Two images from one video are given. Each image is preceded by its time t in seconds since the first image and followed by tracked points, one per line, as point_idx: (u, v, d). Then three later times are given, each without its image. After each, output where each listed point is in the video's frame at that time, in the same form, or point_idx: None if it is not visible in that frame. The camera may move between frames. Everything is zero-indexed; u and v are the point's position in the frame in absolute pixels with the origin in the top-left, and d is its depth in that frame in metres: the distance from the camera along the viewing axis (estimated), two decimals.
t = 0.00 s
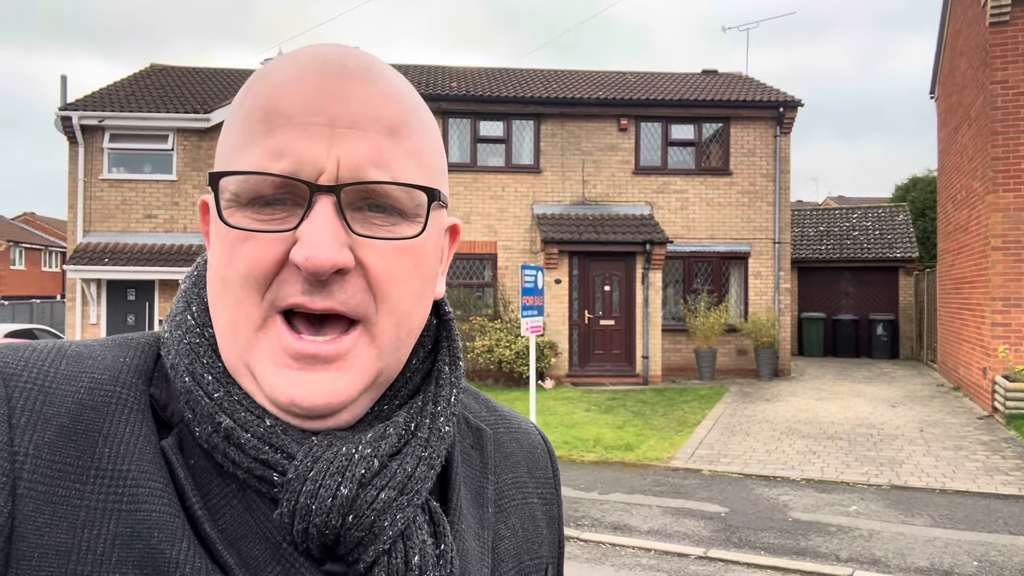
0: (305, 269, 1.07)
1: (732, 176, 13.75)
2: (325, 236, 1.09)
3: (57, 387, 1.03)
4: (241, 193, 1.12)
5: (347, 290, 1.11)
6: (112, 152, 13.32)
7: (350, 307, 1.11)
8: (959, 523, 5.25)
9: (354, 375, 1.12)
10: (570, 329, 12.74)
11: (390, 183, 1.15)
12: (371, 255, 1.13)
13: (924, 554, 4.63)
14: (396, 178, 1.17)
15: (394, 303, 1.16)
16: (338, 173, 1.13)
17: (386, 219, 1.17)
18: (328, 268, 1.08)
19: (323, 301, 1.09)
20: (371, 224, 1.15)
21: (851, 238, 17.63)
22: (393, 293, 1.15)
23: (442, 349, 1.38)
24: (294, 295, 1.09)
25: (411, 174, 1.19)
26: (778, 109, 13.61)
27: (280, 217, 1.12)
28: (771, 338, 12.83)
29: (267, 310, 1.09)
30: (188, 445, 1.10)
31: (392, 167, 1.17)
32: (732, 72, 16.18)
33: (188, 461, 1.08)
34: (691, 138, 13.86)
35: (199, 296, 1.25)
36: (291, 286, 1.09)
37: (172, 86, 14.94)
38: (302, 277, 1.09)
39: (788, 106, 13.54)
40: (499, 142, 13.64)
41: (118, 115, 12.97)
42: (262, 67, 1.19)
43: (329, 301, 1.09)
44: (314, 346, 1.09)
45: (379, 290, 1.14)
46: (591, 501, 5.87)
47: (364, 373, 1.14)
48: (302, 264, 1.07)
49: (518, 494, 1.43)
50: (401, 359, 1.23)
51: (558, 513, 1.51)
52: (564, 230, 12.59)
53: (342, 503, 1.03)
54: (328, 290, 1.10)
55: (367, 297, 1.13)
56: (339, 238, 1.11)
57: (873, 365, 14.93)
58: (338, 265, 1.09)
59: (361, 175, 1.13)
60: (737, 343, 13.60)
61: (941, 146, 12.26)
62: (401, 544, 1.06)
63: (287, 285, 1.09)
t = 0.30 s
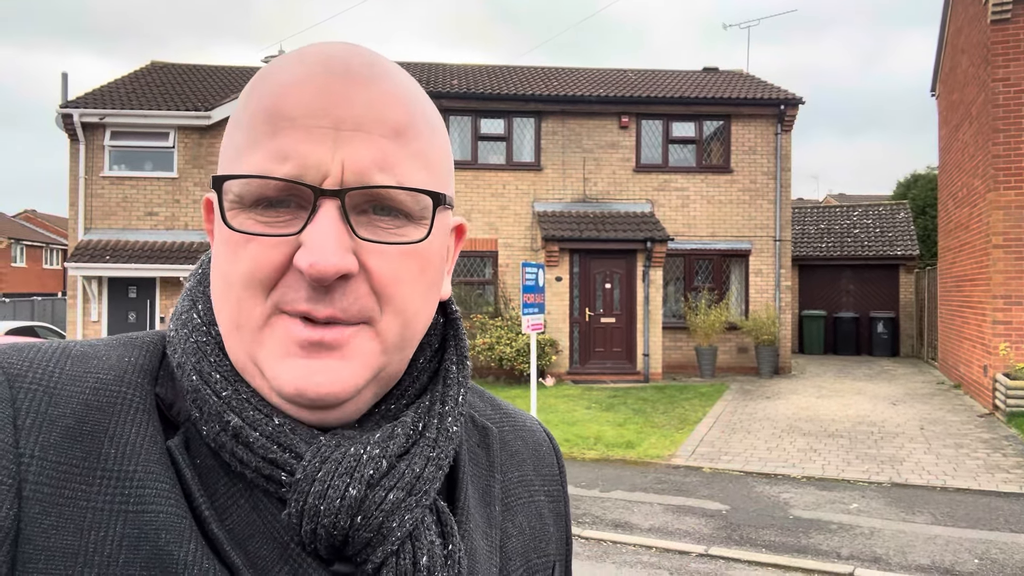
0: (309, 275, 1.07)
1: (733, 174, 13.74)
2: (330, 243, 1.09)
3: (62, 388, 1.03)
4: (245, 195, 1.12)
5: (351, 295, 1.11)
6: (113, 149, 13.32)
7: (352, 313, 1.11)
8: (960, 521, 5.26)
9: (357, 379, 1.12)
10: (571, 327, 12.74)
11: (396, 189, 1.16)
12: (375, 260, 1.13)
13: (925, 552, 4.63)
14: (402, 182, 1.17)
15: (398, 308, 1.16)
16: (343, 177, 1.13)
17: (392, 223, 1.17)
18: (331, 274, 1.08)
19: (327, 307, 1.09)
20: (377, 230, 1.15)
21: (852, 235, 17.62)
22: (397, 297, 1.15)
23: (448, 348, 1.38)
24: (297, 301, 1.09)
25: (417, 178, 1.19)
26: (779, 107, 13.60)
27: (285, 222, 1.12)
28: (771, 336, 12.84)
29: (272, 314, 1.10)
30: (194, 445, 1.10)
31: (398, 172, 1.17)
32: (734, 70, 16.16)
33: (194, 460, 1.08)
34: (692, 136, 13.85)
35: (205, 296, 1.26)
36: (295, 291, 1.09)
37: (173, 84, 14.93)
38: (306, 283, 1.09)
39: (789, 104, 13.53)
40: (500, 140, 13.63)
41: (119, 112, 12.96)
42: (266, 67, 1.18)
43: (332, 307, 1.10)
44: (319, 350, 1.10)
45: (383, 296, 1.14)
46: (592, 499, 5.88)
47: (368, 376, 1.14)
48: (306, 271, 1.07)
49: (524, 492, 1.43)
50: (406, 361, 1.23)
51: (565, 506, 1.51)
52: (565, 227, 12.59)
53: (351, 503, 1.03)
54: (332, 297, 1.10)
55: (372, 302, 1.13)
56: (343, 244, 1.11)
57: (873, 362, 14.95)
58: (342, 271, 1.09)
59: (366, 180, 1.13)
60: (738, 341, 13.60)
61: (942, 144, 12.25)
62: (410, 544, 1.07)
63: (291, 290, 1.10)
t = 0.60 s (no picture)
0: (339, 297, 1.06)
1: (734, 171, 13.71)
2: (361, 264, 1.08)
3: (73, 384, 1.02)
4: (277, 208, 1.10)
5: (379, 316, 1.10)
6: (112, 146, 13.28)
7: (380, 330, 1.10)
8: (960, 517, 5.25)
9: (379, 390, 1.11)
10: (570, 323, 12.73)
11: (429, 214, 1.14)
12: (405, 281, 1.12)
13: (925, 549, 4.62)
14: (435, 208, 1.15)
15: (424, 326, 1.15)
16: (378, 199, 1.11)
17: (421, 244, 1.16)
18: (363, 297, 1.07)
19: (354, 323, 1.08)
20: (407, 251, 1.14)
21: (853, 232, 17.60)
22: (424, 316, 1.14)
23: (460, 350, 1.36)
24: (324, 316, 1.07)
25: (450, 201, 1.18)
26: (780, 104, 13.57)
27: (316, 237, 1.10)
28: (771, 332, 12.81)
29: (297, 325, 1.08)
30: (204, 443, 1.09)
31: (433, 196, 1.15)
32: (734, 66, 16.12)
33: (205, 459, 1.07)
34: (693, 132, 13.82)
35: (219, 295, 1.24)
36: (321, 305, 1.08)
37: (172, 80, 14.89)
38: (334, 300, 1.07)
39: (790, 100, 13.50)
40: (500, 136, 13.60)
41: (118, 109, 12.92)
42: (299, 73, 1.16)
43: (360, 324, 1.08)
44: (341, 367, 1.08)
45: (410, 314, 1.13)
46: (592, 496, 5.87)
47: (387, 388, 1.13)
48: (337, 292, 1.06)
49: (528, 476, 1.40)
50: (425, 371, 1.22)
51: (580, 503, 1.46)
52: (565, 224, 12.56)
53: (369, 497, 1.02)
54: (361, 315, 1.08)
55: (399, 321, 1.12)
56: (374, 266, 1.10)
57: (873, 359, 14.93)
58: (373, 294, 1.08)
59: (402, 205, 1.12)
60: (738, 337, 13.59)
61: (943, 140, 12.22)
62: (426, 538, 1.06)
63: (316, 303, 1.08)
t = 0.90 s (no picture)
0: (320, 286, 1.05)
1: (733, 168, 13.71)
2: (342, 253, 1.08)
3: (69, 375, 1.04)
4: (256, 201, 1.11)
5: (363, 304, 1.09)
6: (111, 143, 13.26)
7: (366, 318, 1.10)
8: (960, 515, 5.26)
9: (369, 379, 1.11)
10: (570, 321, 12.73)
11: (409, 197, 1.14)
12: (387, 270, 1.11)
13: (924, 547, 4.63)
14: (414, 191, 1.15)
15: (409, 315, 1.14)
16: (355, 185, 1.11)
17: (403, 231, 1.15)
18: (344, 285, 1.06)
19: (338, 315, 1.07)
20: (388, 237, 1.14)
21: (851, 229, 17.62)
22: (408, 303, 1.14)
23: (457, 340, 1.36)
24: (307, 305, 1.07)
25: (429, 184, 1.17)
26: (779, 101, 13.56)
27: (297, 227, 1.11)
28: (770, 330, 12.82)
29: (282, 322, 1.08)
30: (199, 437, 1.10)
31: (410, 179, 1.15)
32: (733, 63, 16.11)
33: (199, 453, 1.08)
34: (692, 129, 13.81)
35: (210, 289, 1.24)
36: (304, 292, 1.08)
37: (170, 77, 14.86)
38: (317, 290, 1.07)
39: (789, 97, 13.49)
40: (499, 134, 13.59)
41: (117, 106, 12.90)
42: (277, 66, 1.17)
43: (344, 315, 1.08)
44: (329, 354, 1.08)
45: (393, 301, 1.12)
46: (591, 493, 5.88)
47: (377, 377, 1.12)
48: (317, 281, 1.06)
49: (532, 453, 1.40)
50: (417, 361, 1.21)
51: (589, 479, 1.45)
52: (565, 222, 12.57)
53: (356, 483, 1.01)
54: (343, 306, 1.08)
55: (382, 309, 1.11)
56: (355, 254, 1.09)
57: (872, 356, 14.95)
58: (355, 282, 1.07)
59: (380, 189, 1.12)
60: (737, 335, 13.60)
61: (942, 138, 12.22)
62: (417, 524, 1.04)
63: (301, 295, 1.08)
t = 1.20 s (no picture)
0: (325, 277, 1.06)
1: (733, 167, 13.70)
2: (345, 245, 1.08)
3: (80, 388, 1.05)
4: (260, 200, 1.11)
5: (367, 299, 1.09)
6: (111, 141, 13.26)
7: (371, 315, 1.10)
8: (959, 514, 5.26)
9: (377, 379, 1.11)
10: (570, 319, 12.75)
11: (411, 188, 1.14)
12: (390, 262, 1.12)
13: (924, 546, 4.64)
14: (416, 183, 1.15)
15: (415, 311, 1.14)
16: (357, 178, 1.11)
17: (407, 224, 1.16)
18: (348, 276, 1.07)
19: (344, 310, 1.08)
20: (392, 231, 1.14)
21: (851, 228, 17.63)
22: (413, 300, 1.14)
23: (465, 348, 1.37)
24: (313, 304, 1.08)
25: (432, 178, 1.18)
26: (779, 99, 13.56)
27: (302, 225, 1.11)
28: (770, 329, 12.82)
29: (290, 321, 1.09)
30: (209, 448, 1.10)
31: (412, 171, 1.15)
32: (733, 62, 16.11)
33: (209, 465, 1.08)
34: (692, 128, 13.81)
35: (219, 300, 1.25)
36: (311, 295, 1.09)
37: (170, 75, 14.85)
38: (323, 285, 1.08)
39: (790, 96, 13.49)
40: (499, 132, 13.59)
41: (117, 104, 12.89)
42: (279, 70, 1.18)
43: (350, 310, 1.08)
44: (336, 352, 1.09)
45: (398, 298, 1.12)
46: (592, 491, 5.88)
47: (385, 379, 1.13)
48: (322, 273, 1.06)
49: (547, 471, 1.40)
50: (426, 363, 1.21)
51: (605, 498, 1.45)
52: (565, 220, 12.58)
53: (364, 498, 1.02)
54: (349, 300, 1.08)
55: (388, 306, 1.11)
56: (358, 247, 1.10)
57: (872, 355, 14.97)
58: (358, 273, 1.07)
59: (381, 180, 1.12)
60: (737, 334, 13.61)
61: (942, 137, 12.22)
62: (426, 539, 1.04)
63: (308, 293, 1.09)
